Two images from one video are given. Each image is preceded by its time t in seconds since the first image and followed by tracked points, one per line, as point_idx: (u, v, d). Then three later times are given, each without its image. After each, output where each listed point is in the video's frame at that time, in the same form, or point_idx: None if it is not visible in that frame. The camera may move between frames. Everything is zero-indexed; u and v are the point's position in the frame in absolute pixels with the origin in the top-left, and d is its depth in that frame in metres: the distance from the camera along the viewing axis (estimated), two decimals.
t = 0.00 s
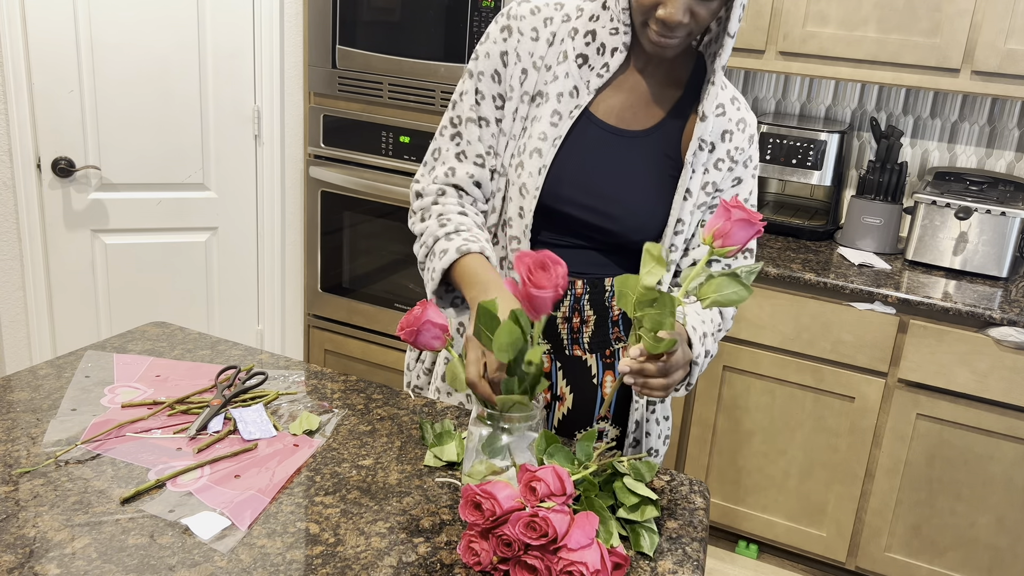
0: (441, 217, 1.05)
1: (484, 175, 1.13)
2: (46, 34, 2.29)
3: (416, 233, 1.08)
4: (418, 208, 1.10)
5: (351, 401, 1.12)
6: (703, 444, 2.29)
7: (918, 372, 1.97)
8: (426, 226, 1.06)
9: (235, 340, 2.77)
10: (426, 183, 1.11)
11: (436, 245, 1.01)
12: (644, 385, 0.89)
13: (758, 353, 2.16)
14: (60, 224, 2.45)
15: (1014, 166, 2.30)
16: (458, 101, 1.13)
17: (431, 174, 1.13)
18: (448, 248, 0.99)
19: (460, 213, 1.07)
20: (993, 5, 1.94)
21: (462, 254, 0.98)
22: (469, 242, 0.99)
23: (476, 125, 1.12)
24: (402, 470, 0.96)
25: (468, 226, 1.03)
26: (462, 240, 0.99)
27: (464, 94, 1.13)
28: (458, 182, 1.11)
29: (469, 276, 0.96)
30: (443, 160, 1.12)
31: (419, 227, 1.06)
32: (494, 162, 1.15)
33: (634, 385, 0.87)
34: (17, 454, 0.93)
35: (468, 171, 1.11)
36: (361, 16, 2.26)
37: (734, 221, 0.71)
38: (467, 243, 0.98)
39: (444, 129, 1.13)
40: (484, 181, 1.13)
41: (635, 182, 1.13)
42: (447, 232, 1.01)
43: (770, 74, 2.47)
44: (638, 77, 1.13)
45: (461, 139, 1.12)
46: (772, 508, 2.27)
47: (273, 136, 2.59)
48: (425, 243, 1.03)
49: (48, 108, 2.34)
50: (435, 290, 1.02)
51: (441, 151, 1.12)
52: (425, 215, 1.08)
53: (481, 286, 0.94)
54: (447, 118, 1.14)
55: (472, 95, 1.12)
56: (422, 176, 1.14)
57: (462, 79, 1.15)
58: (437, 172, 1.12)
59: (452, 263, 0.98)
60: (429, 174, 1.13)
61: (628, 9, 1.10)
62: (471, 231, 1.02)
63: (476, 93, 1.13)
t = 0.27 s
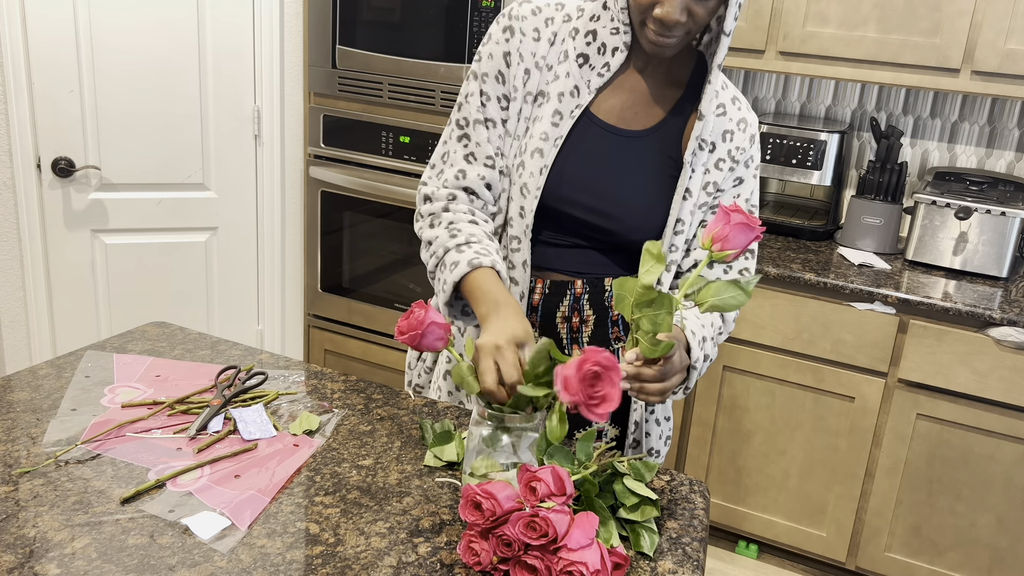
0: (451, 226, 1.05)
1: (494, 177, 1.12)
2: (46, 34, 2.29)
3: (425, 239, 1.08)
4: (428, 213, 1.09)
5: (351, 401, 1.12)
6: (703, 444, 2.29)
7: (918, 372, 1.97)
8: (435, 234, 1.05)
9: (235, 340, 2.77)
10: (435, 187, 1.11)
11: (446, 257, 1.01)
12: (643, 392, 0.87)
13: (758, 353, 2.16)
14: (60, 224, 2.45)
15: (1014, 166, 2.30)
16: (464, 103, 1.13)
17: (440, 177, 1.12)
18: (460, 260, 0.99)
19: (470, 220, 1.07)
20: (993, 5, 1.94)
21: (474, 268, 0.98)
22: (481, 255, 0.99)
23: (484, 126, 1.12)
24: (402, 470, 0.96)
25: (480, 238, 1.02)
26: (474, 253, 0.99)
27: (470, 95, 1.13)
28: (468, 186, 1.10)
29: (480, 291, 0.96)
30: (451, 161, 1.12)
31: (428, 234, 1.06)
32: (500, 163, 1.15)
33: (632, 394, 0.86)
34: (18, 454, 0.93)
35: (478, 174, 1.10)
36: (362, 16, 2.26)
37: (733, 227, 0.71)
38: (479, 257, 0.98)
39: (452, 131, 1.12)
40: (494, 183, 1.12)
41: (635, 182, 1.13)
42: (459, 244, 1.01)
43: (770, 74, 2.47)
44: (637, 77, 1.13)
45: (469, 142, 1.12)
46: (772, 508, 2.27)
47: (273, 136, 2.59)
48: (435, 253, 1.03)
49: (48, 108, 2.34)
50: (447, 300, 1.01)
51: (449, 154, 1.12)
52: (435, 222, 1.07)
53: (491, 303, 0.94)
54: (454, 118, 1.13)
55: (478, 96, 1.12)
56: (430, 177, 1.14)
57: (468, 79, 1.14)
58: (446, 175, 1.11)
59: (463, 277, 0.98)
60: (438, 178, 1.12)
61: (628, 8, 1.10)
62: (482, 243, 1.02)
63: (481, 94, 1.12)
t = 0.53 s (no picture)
0: (443, 223, 1.06)
1: (485, 177, 1.14)
2: (46, 34, 2.29)
3: (420, 238, 1.09)
4: (421, 212, 1.10)
5: (351, 400, 1.12)
6: (703, 444, 2.29)
7: (918, 372, 1.97)
8: (428, 231, 1.06)
9: (235, 340, 2.77)
10: (428, 186, 1.12)
11: (438, 254, 1.01)
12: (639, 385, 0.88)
13: (758, 353, 2.16)
14: (60, 224, 2.45)
15: (1014, 166, 2.30)
16: (460, 103, 1.14)
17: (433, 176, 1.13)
18: (450, 257, 0.99)
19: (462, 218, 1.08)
20: (993, 5, 1.94)
21: (464, 264, 0.98)
22: (471, 252, 0.99)
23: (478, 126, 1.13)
24: (402, 470, 0.96)
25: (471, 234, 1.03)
26: (465, 249, 0.99)
27: (465, 95, 1.13)
28: (460, 185, 1.11)
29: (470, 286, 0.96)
30: (444, 161, 1.13)
31: (422, 233, 1.06)
32: (495, 162, 1.15)
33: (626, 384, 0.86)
34: (17, 454, 0.93)
35: (468, 173, 1.12)
36: (362, 16, 2.26)
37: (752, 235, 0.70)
38: (469, 254, 0.99)
39: (446, 131, 1.13)
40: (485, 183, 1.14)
41: (636, 182, 1.13)
42: (450, 240, 1.01)
43: (770, 74, 2.47)
44: (638, 77, 1.13)
45: (462, 141, 1.12)
46: (772, 508, 2.27)
47: (273, 136, 2.59)
48: (429, 251, 1.04)
49: (48, 108, 2.34)
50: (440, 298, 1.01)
51: (444, 153, 1.13)
52: (428, 220, 1.08)
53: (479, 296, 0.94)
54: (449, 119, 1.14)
55: (473, 95, 1.13)
56: (424, 177, 1.15)
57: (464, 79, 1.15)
58: (440, 174, 1.12)
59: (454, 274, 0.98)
60: (431, 177, 1.13)
61: (630, 9, 1.10)
62: (473, 239, 1.02)
63: (477, 94, 1.13)
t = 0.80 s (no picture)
0: (443, 218, 1.07)
1: (487, 178, 1.14)
2: (46, 34, 2.29)
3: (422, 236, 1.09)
4: (423, 212, 1.11)
5: (351, 401, 1.12)
6: (703, 444, 2.29)
7: (918, 372, 1.97)
8: (428, 229, 1.07)
9: (235, 340, 2.77)
10: (430, 187, 1.13)
11: (437, 246, 1.02)
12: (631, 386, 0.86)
13: (758, 353, 2.16)
14: (60, 224, 2.45)
15: (1014, 166, 2.30)
16: (460, 104, 1.14)
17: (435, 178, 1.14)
18: (446, 247, 1.00)
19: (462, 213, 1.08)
20: (993, 5, 1.94)
21: (460, 251, 0.99)
22: (468, 240, 1.00)
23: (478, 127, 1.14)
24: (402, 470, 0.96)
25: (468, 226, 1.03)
26: (460, 238, 1.00)
27: (466, 96, 1.14)
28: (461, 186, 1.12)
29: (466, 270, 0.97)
30: (445, 163, 1.14)
31: (422, 229, 1.07)
32: (496, 163, 1.16)
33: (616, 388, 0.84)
34: (17, 454, 0.93)
35: (468, 174, 1.12)
36: (362, 16, 2.26)
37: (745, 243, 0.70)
38: (465, 242, 0.99)
39: (447, 132, 1.14)
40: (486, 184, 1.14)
41: (636, 182, 1.13)
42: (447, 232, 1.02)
43: (770, 74, 2.47)
44: (638, 77, 1.13)
45: (461, 142, 1.13)
46: (772, 508, 2.27)
47: (273, 136, 2.59)
48: (428, 246, 1.04)
49: (48, 108, 2.34)
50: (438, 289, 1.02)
51: (444, 155, 1.14)
52: (429, 218, 1.09)
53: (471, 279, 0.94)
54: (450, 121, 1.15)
55: (474, 97, 1.14)
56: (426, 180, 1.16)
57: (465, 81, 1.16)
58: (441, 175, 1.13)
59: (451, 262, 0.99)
60: (433, 179, 1.14)
61: (628, 9, 1.10)
62: (470, 230, 1.03)
63: (477, 96, 1.14)
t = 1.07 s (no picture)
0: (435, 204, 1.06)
1: (484, 174, 1.13)
2: (46, 34, 2.29)
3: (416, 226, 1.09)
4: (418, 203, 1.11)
5: (351, 401, 1.11)
6: (702, 444, 2.29)
7: (918, 372, 1.97)
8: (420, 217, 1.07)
9: (235, 340, 2.77)
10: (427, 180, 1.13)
11: (424, 227, 1.03)
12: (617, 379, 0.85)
13: (758, 353, 2.16)
14: (60, 224, 2.45)
15: (1014, 166, 2.30)
16: (460, 101, 1.14)
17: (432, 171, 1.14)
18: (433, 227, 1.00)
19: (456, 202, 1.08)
20: (993, 5, 1.94)
21: (446, 230, 1.00)
22: (454, 220, 1.01)
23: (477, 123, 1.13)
24: (402, 470, 0.96)
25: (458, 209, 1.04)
26: (448, 219, 1.01)
27: (465, 93, 1.14)
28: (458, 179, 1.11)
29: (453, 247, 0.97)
30: (444, 158, 1.14)
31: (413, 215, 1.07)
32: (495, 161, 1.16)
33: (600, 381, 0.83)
34: (17, 454, 0.93)
35: (466, 168, 1.11)
36: (362, 16, 2.26)
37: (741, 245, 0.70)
38: (452, 221, 1.00)
39: (446, 128, 1.14)
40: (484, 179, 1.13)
41: (635, 182, 1.13)
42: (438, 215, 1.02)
43: (770, 74, 2.47)
44: (637, 78, 1.13)
45: (461, 138, 1.13)
46: (772, 508, 2.27)
47: (273, 136, 2.59)
48: (417, 229, 1.04)
49: (48, 108, 2.34)
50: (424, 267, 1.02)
51: (443, 150, 1.14)
52: (422, 207, 1.08)
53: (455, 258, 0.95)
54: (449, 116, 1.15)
55: (474, 93, 1.13)
56: (424, 174, 1.16)
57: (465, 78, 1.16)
58: (438, 168, 1.13)
59: (436, 240, 0.99)
60: (431, 172, 1.14)
61: (627, 8, 1.10)
62: (459, 213, 1.04)
63: (477, 93, 1.14)
